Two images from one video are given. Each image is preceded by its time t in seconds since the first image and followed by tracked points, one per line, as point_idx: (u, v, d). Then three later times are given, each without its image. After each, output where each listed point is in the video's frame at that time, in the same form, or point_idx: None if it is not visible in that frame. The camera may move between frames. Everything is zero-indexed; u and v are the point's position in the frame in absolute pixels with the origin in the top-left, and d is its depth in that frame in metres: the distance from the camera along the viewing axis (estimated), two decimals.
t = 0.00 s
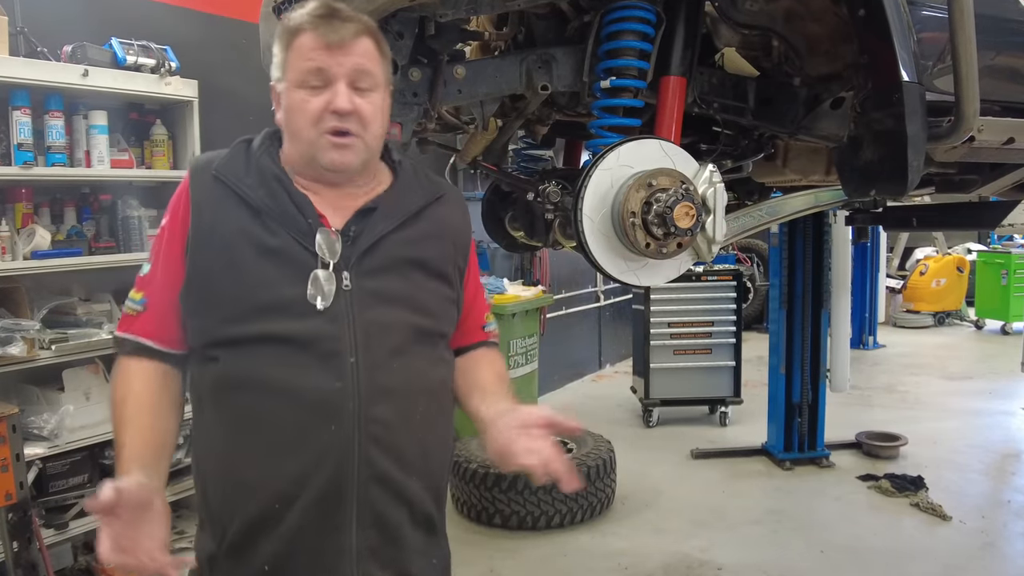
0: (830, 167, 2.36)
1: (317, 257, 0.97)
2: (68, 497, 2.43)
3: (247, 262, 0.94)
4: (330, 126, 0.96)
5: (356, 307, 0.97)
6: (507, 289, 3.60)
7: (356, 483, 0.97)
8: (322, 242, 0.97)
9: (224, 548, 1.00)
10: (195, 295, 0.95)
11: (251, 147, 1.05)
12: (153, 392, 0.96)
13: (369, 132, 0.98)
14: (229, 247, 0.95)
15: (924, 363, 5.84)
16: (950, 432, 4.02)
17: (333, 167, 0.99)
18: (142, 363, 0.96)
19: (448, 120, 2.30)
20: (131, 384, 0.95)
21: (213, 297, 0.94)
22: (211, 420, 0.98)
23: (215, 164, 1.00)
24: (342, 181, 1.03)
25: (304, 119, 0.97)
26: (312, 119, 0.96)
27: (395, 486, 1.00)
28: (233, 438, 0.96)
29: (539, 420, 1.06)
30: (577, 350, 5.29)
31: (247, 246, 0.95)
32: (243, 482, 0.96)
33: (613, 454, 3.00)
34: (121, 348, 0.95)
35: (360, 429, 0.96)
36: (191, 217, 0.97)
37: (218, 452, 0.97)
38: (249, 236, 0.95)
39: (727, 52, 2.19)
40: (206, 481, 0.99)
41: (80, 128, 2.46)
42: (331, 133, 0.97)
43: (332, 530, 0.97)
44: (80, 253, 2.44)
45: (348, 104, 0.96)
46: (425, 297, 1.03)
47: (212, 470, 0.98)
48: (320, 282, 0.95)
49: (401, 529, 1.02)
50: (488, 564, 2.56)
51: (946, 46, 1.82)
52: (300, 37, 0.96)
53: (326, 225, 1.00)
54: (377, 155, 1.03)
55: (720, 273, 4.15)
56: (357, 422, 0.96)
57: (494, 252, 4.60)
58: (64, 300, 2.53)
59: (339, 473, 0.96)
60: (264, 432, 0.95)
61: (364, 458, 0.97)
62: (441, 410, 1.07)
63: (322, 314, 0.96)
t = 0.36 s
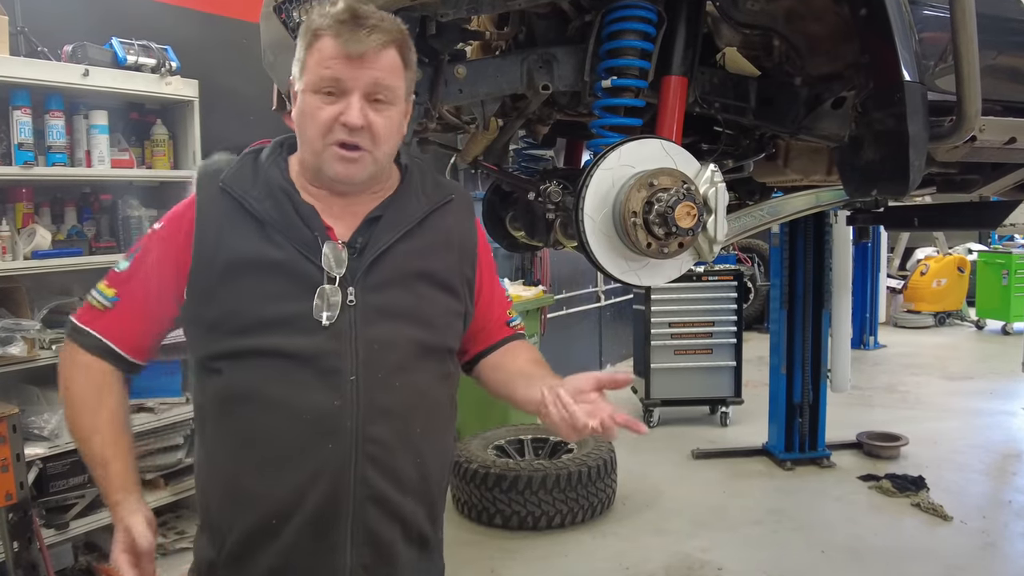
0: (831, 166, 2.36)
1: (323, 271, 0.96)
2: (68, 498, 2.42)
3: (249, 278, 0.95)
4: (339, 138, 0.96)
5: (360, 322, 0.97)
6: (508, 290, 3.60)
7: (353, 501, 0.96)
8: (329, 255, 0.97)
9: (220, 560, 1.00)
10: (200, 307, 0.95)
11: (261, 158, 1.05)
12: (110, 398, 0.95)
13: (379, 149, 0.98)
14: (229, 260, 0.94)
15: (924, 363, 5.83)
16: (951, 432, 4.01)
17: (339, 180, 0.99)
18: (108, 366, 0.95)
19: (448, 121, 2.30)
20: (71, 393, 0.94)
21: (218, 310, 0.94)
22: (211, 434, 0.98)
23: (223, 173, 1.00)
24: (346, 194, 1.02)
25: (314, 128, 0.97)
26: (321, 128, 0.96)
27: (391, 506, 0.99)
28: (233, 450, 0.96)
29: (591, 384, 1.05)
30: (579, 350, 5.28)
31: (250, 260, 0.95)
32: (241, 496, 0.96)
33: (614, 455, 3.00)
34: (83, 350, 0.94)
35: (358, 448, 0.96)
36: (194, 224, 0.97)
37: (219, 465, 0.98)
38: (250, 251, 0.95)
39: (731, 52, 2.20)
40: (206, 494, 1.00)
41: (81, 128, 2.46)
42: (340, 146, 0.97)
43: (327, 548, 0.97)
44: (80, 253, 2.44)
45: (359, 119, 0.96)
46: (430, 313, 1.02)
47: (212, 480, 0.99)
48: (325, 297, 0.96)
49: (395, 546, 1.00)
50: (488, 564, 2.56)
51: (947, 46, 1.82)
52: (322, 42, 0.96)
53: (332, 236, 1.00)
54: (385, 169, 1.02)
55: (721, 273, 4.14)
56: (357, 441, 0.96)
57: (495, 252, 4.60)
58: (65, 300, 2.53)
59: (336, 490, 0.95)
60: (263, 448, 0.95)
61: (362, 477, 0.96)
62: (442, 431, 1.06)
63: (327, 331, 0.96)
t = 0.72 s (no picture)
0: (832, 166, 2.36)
1: (325, 271, 0.97)
2: (69, 497, 2.41)
3: (254, 280, 0.95)
4: (377, 125, 0.97)
5: (363, 323, 0.97)
6: (508, 289, 3.60)
7: (361, 502, 0.97)
8: (329, 256, 0.97)
9: (230, 566, 1.00)
10: (203, 311, 0.95)
11: (259, 158, 1.05)
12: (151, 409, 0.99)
13: (409, 136, 1.00)
14: (235, 262, 0.94)
15: (925, 363, 5.83)
16: (952, 432, 4.02)
17: (375, 167, 0.98)
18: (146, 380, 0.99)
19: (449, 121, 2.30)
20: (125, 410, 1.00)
21: (220, 312, 0.94)
22: (217, 440, 0.98)
23: (223, 176, 1.00)
24: (367, 183, 1.02)
25: (349, 115, 0.96)
26: (358, 116, 0.96)
27: (400, 506, 0.99)
28: (239, 455, 0.96)
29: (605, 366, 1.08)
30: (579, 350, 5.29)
31: (252, 261, 0.95)
32: (250, 501, 0.97)
33: (614, 455, 3.00)
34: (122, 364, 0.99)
35: (366, 448, 0.96)
36: (194, 227, 0.97)
37: (226, 471, 0.98)
38: (254, 252, 0.95)
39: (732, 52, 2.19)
40: (214, 501, 1.00)
41: (82, 128, 2.47)
42: (378, 133, 0.97)
43: (338, 551, 0.97)
44: (81, 253, 2.44)
45: (397, 105, 0.97)
46: (432, 312, 1.02)
47: (219, 487, 0.99)
48: (326, 298, 0.96)
49: (405, 547, 1.00)
50: (489, 564, 2.56)
51: (948, 46, 1.83)
52: (349, 32, 0.97)
53: (332, 236, 0.99)
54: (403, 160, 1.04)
55: (721, 273, 4.15)
56: (364, 441, 0.96)
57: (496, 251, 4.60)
58: (66, 300, 2.53)
59: (345, 492, 0.96)
60: (270, 452, 0.95)
61: (370, 478, 0.97)
62: (447, 431, 1.07)
63: (329, 331, 0.96)
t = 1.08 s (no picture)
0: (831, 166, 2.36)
1: (333, 259, 0.97)
2: (71, 497, 2.43)
3: (260, 266, 0.95)
4: (394, 117, 0.98)
5: (371, 310, 0.97)
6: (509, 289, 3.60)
7: (372, 490, 0.97)
8: (337, 243, 0.98)
9: (243, 560, 1.00)
10: (208, 300, 0.95)
11: (266, 151, 1.06)
12: (146, 405, 0.99)
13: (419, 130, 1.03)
14: (242, 250, 0.95)
15: (925, 364, 5.83)
16: (952, 432, 4.02)
17: (394, 158, 1.00)
18: (141, 372, 0.99)
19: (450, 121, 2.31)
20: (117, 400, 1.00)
21: (226, 300, 0.94)
22: (225, 434, 0.98)
23: (230, 166, 1.01)
24: (374, 175, 1.04)
25: (367, 108, 0.97)
26: (377, 109, 0.97)
27: (411, 494, 1.00)
28: (248, 446, 0.97)
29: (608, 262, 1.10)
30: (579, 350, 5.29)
31: (259, 248, 0.95)
32: (260, 492, 0.97)
33: (614, 454, 3.01)
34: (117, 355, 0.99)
35: (377, 434, 0.96)
36: (201, 217, 0.97)
37: (234, 464, 0.98)
38: (261, 239, 0.95)
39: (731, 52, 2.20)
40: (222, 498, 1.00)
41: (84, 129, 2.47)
42: (395, 125, 0.99)
43: (350, 539, 0.97)
44: (82, 253, 2.45)
45: (411, 99, 1.00)
46: (436, 300, 1.02)
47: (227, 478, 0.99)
48: (333, 286, 0.96)
49: (415, 535, 1.01)
50: (490, 563, 2.56)
51: (947, 47, 1.83)
52: (361, 30, 0.98)
53: (340, 223, 1.00)
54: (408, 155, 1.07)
55: (721, 273, 4.15)
56: (373, 427, 0.96)
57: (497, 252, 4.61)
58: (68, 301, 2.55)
59: (356, 480, 0.96)
60: (280, 442, 0.96)
61: (382, 465, 0.97)
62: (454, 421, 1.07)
63: (338, 316, 0.96)
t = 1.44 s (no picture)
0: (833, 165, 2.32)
1: (333, 265, 0.97)
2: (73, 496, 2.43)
3: (262, 274, 0.95)
4: (325, 122, 0.94)
5: (371, 315, 0.98)
6: (510, 289, 3.60)
7: (375, 496, 0.97)
8: (337, 249, 0.98)
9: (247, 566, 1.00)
10: (208, 309, 0.94)
11: (264, 158, 1.05)
12: (155, 424, 0.98)
13: (367, 129, 0.96)
14: (243, 258, 0.94)
15: (926, 364, 5.83)
16: (953, 432, 4.02)
17: (328, 160, 0.97)
18: (153, 386, 0.98)
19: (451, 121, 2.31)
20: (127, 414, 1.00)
21: (227, 310, 0.94)
22: (228, 441, 0.98)
23: (230, 176, 1.01)
24: (339, 176, 1.01)
25: (300, 113, 0.94)
26: (307, 114, 0.94)
27: (413, 497, 1.01)
28: (249, 454, 0.97)
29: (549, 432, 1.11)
30: (580, 350, 5.29)
31: (261, 257, 0.95)
32: (261, 500, 0.97)
33: (615, 454, 3.01)
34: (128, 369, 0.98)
35: (378, 440, 0.97)
36: (200, 226, 0.96)
37: (237, 471, 0.97)
38: (262, 248, 0.95)
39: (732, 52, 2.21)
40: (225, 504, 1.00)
41: (84, 128, 2.47)
42: (329, 129, 0.94)
43: (353, 545, 0.98)
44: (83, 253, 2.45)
45: (343, 100, 0.93)
46: (441, 308, 1.03)
47: (228, 487, 0.99)
48: (332, 292, 0.96)
49: (418, 538, 1.02)
50: (491, 564, 2.57)
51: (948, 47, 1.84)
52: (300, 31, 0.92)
53: (338, 231, 1.00)
54: (378, 151, 1.00)
55: (722, 273, 4.15)
56: (376, 433, 0.97)
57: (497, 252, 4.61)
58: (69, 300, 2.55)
59: (359, 486, 0.97)
60: (282, 449, 0.96)
61: (385, 470, 0.98)
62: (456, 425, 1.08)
63: (336, 323, 0.96)
